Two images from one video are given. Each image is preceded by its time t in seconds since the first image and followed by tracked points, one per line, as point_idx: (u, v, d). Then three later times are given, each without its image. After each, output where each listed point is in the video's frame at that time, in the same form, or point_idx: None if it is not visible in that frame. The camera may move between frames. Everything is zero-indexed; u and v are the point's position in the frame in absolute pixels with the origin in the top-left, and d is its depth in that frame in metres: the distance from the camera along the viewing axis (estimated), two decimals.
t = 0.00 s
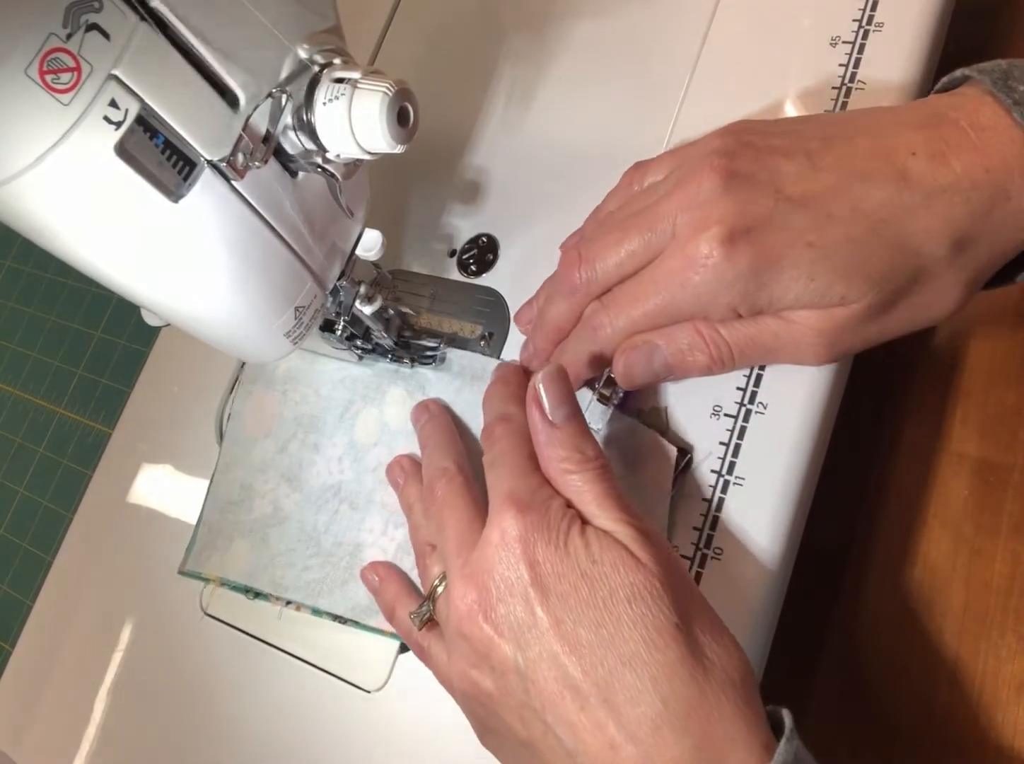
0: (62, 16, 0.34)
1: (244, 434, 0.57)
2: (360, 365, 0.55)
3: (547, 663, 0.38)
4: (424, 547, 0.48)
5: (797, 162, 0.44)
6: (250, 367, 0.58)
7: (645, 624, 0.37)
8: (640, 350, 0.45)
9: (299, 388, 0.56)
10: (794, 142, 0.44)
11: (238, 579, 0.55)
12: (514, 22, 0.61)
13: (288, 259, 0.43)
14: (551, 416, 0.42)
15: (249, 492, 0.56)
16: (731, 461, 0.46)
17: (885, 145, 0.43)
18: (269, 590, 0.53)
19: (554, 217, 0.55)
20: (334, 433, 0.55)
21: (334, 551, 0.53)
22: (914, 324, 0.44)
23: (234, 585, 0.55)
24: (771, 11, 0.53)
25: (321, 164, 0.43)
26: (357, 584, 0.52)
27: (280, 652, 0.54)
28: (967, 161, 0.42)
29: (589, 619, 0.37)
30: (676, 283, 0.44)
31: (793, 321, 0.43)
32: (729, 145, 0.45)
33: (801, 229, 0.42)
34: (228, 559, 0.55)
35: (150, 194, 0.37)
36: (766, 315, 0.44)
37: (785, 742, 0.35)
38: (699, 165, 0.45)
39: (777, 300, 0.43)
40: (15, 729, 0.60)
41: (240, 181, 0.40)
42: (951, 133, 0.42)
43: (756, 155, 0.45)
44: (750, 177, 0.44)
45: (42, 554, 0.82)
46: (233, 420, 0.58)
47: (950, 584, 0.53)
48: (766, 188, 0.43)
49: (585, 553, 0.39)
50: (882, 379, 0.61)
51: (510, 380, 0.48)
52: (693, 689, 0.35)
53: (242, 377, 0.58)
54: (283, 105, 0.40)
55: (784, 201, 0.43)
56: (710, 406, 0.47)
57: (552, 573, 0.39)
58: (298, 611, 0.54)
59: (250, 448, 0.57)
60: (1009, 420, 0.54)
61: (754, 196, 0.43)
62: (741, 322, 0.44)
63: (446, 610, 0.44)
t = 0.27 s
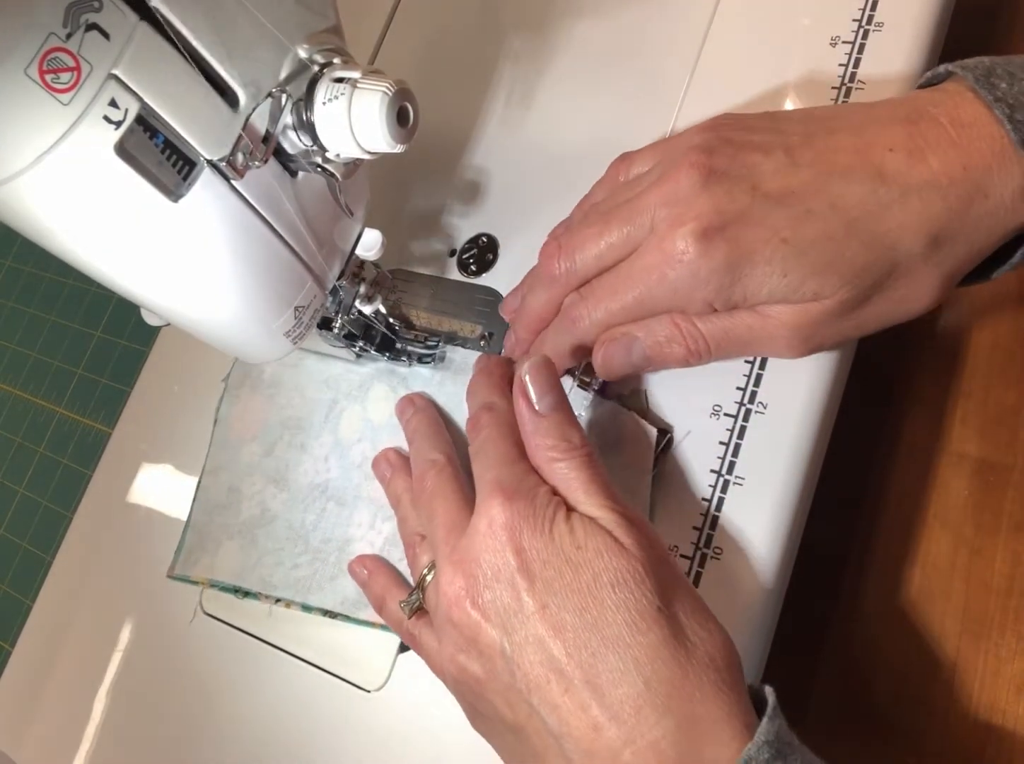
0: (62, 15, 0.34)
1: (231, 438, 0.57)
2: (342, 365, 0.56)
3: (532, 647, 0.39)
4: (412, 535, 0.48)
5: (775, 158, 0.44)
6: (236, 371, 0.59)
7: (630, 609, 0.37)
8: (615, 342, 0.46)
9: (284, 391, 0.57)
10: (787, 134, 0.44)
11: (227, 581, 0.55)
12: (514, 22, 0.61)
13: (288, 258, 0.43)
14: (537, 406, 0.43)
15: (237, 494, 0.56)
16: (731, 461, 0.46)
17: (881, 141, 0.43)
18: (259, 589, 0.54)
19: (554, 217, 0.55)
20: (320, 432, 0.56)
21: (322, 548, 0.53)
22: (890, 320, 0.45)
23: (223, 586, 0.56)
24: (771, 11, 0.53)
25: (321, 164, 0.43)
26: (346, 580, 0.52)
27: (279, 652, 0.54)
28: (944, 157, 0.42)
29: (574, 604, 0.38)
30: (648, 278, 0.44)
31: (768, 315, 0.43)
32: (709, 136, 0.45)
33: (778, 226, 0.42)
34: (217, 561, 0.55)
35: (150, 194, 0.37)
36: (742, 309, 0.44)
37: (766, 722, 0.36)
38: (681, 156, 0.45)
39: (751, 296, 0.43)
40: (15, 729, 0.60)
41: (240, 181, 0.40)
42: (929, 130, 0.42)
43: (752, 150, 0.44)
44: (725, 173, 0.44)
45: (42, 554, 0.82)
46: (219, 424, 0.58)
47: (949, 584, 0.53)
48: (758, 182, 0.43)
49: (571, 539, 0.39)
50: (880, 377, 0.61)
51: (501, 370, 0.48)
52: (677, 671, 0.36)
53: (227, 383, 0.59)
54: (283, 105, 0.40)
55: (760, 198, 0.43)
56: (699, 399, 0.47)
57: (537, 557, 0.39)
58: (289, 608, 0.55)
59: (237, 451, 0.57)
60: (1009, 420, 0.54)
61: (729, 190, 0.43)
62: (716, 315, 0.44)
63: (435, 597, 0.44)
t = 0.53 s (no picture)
0: (63, 16, 0.34)
1: (229, 441, 0.58)
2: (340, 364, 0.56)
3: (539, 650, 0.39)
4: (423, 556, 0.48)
5: (786, 138, 0.44)
6: (233, 374, 0.59)
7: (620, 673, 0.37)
8: (622, 319, 0.45)
9: (282, 393, 0.57)
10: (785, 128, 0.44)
11: (227, 583, 0.55)
12: (514, 22, 0.61)
13: (289, 260, 0.43)
14: (525, 451, 0.43)
15: (235, 497, 0.57)
16: (731, 461, 0.46)
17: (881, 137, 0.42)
18: (258, 590, 0.54)
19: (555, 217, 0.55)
20: (317, 433, 0.56)
21: (321, 548, 0.54)
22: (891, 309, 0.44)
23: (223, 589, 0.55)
24: (772, 10, 0.53)
25: (321, 164, 0.43)
26: (347, 580, 0.53)
27: (279, 652, 0.54)
28: (951, 140, 0.42)
29: (564, 667, 0.38)
30: (651, 263, 0.44)
31: (769, 298, 0.43)
32: (712, 127, 0.45)
33: (785, 200, 0.42)
34: (215, 566, 0.56)
35: (150, 195, 0.37)
36: (745, 291, 0.44)
37: None
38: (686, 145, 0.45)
39: (756, 271, 0.43)
40: (15, 729, 0.60)
41: (240, 181, 0.40)
42: (936, 114, 0.42)
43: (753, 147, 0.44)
44: (735, 150, 0.44)
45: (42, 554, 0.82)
46: (217, 428, 0.58)
47: (949, 584, 0.53)
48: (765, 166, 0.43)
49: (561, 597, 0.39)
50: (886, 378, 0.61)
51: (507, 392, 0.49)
52: (667, 734, 0.36)
53: (223, 387, 0.59)
54: (283, 105, 0.40)
55: (771, 172, 0.43)
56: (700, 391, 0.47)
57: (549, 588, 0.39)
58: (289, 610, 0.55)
59: (236, 454, 0.57)
60: (1009, 420, 0.54)
61: (738, 166, 0.43)
62: (719, 296, 0.44)
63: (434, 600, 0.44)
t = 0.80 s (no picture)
0: (62, 15, 0.34)
1: (217, 449, 0.58)
2: (325, 363, 0.57)
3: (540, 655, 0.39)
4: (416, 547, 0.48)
5: (767, 138, 0.44)
6: (217, 382, 0.60)
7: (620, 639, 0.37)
8: (607, 314, 0.46)
9: (268, 398, 0.58)
10: (784, 131, 0.44)
11: (220, 588, 0.55)
12: (514, 22, 0.61)
13: (289, 259, 0.43)
14: (522, 430, 0.43)
15: (225, 502, 0.57)
16: (731, 461, 0.46)
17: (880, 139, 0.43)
18: (250, 592, 0.54)
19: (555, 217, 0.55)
20: (305, 434, 0.56)
21: (313, 547, 0.54)
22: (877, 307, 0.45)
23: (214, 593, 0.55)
24: (772, 10, 0.53)
25: (321, 164, 0.43)
26: (338, 575, 0.52)
27: (279, 652, 0.54)
28: (934, 140, 0.42)
29: (565, 635, 0.38)
30: (636, 262, 0.44)
31: (751, 297, 0.44)
32: (709, 126, 0.45)
33: (764, 202, 0.43)
34: (207, 572, 0.56)
35: (150, 194, 0.37)
36: (726, 289, 0.45)
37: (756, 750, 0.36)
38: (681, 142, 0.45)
39: (736, 273, 0.44)
40: (15, 730, 0.60)
41: (240, 181, 0.40)
42: (918, 114, 0.43)
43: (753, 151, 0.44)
44: (717, 151, 0.44)
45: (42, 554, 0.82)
46: (203, 437, 0.59)
47: (949, 584, 0.53)
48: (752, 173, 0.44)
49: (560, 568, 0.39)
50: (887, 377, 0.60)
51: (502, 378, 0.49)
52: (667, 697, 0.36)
53: (208, 395, 0.60)
54: (283, 105, 0.40)
55: (750, 173, 0.43)
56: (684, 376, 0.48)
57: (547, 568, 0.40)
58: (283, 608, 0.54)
59: (223, 460, 0.58)
60: (1009, 420, 0.54)
61: (719, 168, 0.44)
62: (701, 295, 0.45)
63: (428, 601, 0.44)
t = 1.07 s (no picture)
0: (62, 16, 0.34)
1: (207, 443, 0.59)
2: (325, 364, 0.57)
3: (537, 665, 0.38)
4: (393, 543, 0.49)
5: (747, 141, 0.44)
6: (206, 376, 0.61)
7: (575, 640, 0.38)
8: (589, 319, 0.46)
9: (254, 394, 0.59)
10: (780, 126, 0.44)
11: (205, 580, 0.56)
12: (514, 22, 0.61)
13: (289, 259, 0.43)
14: (487, 433, 0.43)
15: (213, 496, 0.58)
16: (731, 461, 0.45)
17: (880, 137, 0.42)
18: (236, 586, 0.55)
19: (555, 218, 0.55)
20: (293, 430, 0.57)
21: (298, 543, 0.54)
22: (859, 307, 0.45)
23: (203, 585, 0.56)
24: (772, 10, 0.53)
25: (321, 164, 0.43)
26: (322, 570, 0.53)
27: (279, 653, 0.54)
28: (915, 139, 0.42)
29: (521, 635, 0.39)
30: (619, 269, 0.44)
31: (735, 302, 0.44)
32: (708, 126, 0.45)
33: (744, 206, 0.42)
34: (195, 564, 0.56)
35: (150, 194, 0.37)
36: (710, 293, 0.45)
37: (705, 750, 0.37)
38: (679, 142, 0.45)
39: (719, 278, 0.44)
40: (14, 730, 0.60)
41: (240, 181, 0.40)
42: (900, 113, 0.42)
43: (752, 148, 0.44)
44: (698, 157, 0.44)
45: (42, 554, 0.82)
46: (192, 430, 0.60)
47: (949, 585, 0.53)
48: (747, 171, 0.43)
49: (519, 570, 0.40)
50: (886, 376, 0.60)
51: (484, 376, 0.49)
52: (619, 698, 0.37)
53: (198, 389, 0.61)
54: (283, 106, 0.40)
55: (730, 177, 0.43)
56: (669, 379, 0.48)
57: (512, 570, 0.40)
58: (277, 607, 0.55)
59: (212, 454, 0.59)
60: (1009, 421, 0.55)
61: (696, 174, 0.44)
62: (686, 299, 0.45)
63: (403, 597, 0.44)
